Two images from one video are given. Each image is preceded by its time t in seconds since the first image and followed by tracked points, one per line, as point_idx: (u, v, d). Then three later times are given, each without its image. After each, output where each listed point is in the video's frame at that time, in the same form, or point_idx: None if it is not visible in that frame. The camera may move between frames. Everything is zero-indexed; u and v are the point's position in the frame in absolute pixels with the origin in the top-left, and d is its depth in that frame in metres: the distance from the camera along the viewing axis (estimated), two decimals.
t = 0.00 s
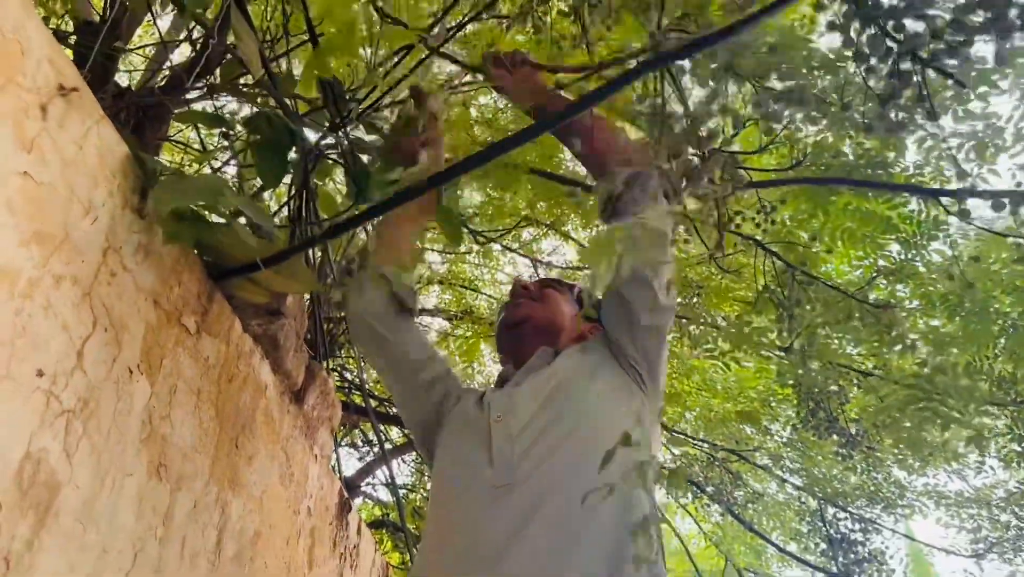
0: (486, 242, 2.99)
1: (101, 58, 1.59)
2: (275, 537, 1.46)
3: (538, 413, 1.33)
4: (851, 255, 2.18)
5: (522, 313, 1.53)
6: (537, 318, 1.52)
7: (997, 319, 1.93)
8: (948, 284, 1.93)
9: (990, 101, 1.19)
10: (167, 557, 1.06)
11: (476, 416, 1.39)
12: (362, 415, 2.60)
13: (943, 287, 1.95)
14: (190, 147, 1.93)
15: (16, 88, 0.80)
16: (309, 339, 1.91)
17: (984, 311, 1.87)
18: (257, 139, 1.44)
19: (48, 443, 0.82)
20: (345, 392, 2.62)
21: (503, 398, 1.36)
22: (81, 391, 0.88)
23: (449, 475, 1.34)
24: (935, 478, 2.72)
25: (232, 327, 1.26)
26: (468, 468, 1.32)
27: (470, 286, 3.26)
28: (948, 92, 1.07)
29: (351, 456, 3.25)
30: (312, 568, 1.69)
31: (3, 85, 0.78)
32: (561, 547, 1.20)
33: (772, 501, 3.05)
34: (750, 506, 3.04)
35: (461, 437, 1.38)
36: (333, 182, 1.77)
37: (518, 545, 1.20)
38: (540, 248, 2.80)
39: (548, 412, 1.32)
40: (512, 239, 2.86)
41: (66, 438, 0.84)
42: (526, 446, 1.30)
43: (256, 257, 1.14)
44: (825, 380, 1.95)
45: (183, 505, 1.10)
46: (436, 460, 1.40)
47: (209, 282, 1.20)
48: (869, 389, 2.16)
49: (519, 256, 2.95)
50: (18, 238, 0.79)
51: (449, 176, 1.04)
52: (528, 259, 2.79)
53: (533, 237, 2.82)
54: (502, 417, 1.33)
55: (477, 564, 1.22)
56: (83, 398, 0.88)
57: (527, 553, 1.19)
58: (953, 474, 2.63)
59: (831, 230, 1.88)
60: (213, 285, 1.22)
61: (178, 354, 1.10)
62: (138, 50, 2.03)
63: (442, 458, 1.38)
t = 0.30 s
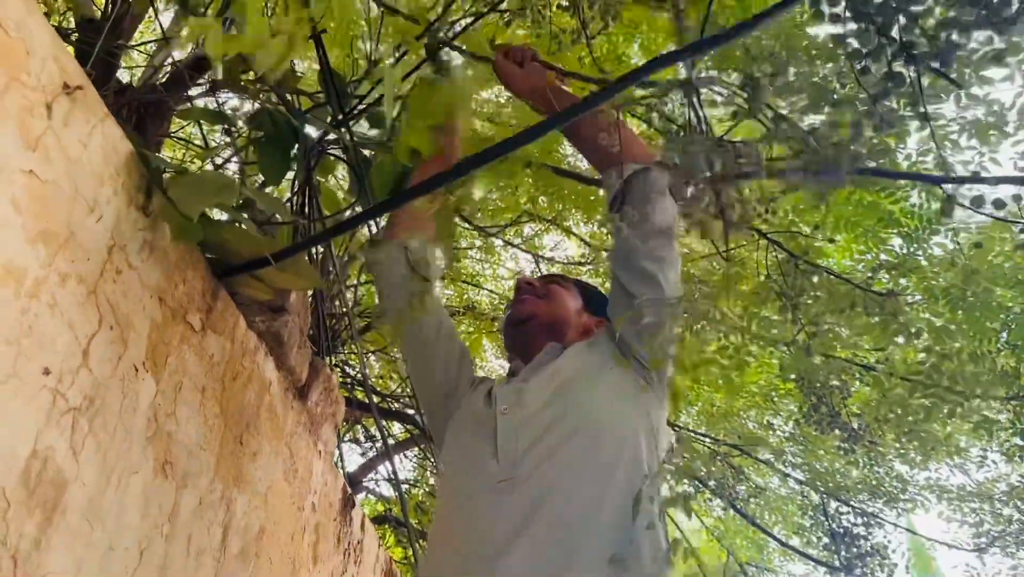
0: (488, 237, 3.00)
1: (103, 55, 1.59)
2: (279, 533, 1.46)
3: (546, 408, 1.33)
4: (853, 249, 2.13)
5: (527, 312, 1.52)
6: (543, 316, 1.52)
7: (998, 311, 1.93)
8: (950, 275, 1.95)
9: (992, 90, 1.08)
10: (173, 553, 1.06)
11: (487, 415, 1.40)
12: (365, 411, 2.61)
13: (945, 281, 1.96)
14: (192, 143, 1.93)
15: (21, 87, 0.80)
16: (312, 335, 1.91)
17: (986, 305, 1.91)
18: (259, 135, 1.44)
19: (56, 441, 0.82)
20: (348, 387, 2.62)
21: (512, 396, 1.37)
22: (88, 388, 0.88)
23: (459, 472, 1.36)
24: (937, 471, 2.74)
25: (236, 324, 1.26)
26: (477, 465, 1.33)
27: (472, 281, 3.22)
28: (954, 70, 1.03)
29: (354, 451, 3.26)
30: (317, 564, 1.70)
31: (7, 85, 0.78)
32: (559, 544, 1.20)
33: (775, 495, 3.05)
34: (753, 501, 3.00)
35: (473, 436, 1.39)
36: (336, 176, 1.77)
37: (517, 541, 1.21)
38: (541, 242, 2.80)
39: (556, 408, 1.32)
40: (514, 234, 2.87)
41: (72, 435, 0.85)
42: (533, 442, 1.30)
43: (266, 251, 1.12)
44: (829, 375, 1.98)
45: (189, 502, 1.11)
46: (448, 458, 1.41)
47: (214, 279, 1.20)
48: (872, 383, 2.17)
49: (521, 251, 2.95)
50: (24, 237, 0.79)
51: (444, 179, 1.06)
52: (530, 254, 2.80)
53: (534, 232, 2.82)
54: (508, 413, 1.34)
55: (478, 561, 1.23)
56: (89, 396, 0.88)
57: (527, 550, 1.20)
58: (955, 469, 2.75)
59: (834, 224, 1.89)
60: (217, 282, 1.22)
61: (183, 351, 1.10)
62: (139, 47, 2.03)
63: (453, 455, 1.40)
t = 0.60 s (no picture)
0: (489, 233, 3.00)
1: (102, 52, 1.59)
2: (281, 529, 1.46)
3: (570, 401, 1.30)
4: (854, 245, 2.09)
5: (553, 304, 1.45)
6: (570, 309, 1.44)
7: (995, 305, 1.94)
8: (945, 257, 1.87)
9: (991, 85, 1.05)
10: (175, 549, 1.06)
11: (513, 414, 1.36)
12: (367, 407, 2.61)
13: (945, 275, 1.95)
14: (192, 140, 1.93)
15: (21, 84, 0.80)
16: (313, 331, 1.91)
17: (985, 301, 1.94)
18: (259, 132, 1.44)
19: (57, 438, 0.82)
20: (349, 384, 2.63)
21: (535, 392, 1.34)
22: (89, 385, 0.88)
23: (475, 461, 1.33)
24: (937, 466, 2.75)
25: (237, 321, 1.26)
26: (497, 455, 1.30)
27: (472, 278, 3.26)
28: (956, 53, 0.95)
29: (356, 447, 3.27)
30: (319, 559, 1.70)
31: (7, 83, 0.78)
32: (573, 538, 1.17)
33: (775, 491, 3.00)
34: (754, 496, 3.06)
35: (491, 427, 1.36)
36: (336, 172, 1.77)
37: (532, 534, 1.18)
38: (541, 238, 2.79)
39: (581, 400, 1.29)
40: (514, 230, 2.87)
41: (74, 433, 0.85)
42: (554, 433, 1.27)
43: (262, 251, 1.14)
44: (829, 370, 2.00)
45: (190, 499, 1.11)
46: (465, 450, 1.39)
47: (215, 276, 1.21)
48: (872, 378, 2.17)
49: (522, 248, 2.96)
50: (25, 234, 0.79)
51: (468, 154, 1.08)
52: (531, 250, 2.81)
53: (535, 228, 2.81)
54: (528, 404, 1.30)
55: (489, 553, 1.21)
56: (90, 394, 0.88)
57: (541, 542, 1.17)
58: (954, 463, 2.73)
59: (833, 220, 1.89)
60: (217, 279, 1.22)
61: (184, 349, 1.10)
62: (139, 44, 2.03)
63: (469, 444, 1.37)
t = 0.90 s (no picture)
0: (487, 229, 3.00)
1: (100, 48, 1.59)
2: (279, 525, 1.46)
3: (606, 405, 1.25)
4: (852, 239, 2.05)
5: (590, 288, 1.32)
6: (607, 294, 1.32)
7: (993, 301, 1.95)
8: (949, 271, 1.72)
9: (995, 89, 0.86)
10: (173, 544, 1.06)
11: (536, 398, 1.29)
12: (365, 403, 2.61)
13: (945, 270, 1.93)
14: (190, 137, 1.93)
15: (16, 79, 0.80)
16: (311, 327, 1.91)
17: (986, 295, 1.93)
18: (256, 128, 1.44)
19: (55, 434, 0.82)
20: (348, 380, 2.63)
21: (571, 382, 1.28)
22: (86, 381, 0.88)
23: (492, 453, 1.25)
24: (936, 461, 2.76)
25: (235, 316, 1.26)
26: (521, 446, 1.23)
27: (472, 274, 3.27)
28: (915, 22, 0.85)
29: (355, 444, 3.27)
30: (318, 555, 1.70)
31: (3, 78, 0.78)
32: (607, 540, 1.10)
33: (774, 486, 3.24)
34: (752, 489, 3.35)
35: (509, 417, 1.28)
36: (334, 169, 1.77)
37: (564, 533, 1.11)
38: (539, 234, 2.80)
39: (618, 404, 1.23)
40: (513, 227, 2.87)
41: (71, 428, 0.85)
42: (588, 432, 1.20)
43: (256, 245, 1.14)
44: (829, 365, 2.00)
45: (189, 494, 1.11)
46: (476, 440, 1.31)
47: (212, 272, 1.21)
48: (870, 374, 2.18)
49: (521, 243, 2.96)
50: (21, 230, 0.79)
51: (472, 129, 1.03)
52: (530, 246, 2.82)
53: (533, 224, 2.81)
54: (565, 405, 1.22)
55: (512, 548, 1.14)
56: (88, 389, 0.88)
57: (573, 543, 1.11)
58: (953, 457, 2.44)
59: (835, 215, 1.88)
60: (215, 274, 1.22)
61: (182, 344, 1.10)
62: (137, 41, 2.03)
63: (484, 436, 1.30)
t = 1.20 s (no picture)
0: (485, 226, 3.01)
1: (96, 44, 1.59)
2: (277, 520, 1.47)
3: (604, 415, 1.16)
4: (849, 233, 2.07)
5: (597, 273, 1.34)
6: (614, 282, 1.35)
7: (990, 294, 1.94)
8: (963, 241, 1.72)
9: None
10: (170, 540, 1.06)
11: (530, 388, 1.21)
12: (364, 399, 2.62)
13: (941, 265, 1.94)
14: (187, 133, 1.93)
15: (9, 74, 0.79)
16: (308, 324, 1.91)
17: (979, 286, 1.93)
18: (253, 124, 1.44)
19: (50, 429, 0.82)
20: (347, 376, 2.64)
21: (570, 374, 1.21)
22: (82, 377, 0.88)
23: (482, 456, 1.15)
24: (935, 455, 2.77)
25: (231, 312, 1.26)
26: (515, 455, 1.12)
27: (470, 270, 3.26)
28: None
29: (354, 440, 3.28)
30: (316, 550, 1.71)
31: None
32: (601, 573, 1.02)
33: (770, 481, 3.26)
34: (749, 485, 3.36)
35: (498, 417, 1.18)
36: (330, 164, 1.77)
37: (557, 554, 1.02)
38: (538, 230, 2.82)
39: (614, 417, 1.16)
40: (510, 223, 2.89)
41: (66, 424, 0.85)
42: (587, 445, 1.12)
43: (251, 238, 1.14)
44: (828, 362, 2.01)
45: (185, 490, 1.11)
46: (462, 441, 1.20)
47: (208, 267, 1.21)
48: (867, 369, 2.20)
49: (520, 240, 2.97)
50: (15, 226, 0.79)
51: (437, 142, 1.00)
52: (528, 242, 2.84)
53: (532, 220, 2.83)
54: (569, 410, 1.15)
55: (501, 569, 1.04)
56: (83, 384, 0.88)
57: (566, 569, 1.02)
58: (951, 451, 2.73)
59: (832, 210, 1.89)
60: (211, 270, 1.22)
61: (177, 340, 1.10)
62: (133, 37, 2.03)
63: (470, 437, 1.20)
